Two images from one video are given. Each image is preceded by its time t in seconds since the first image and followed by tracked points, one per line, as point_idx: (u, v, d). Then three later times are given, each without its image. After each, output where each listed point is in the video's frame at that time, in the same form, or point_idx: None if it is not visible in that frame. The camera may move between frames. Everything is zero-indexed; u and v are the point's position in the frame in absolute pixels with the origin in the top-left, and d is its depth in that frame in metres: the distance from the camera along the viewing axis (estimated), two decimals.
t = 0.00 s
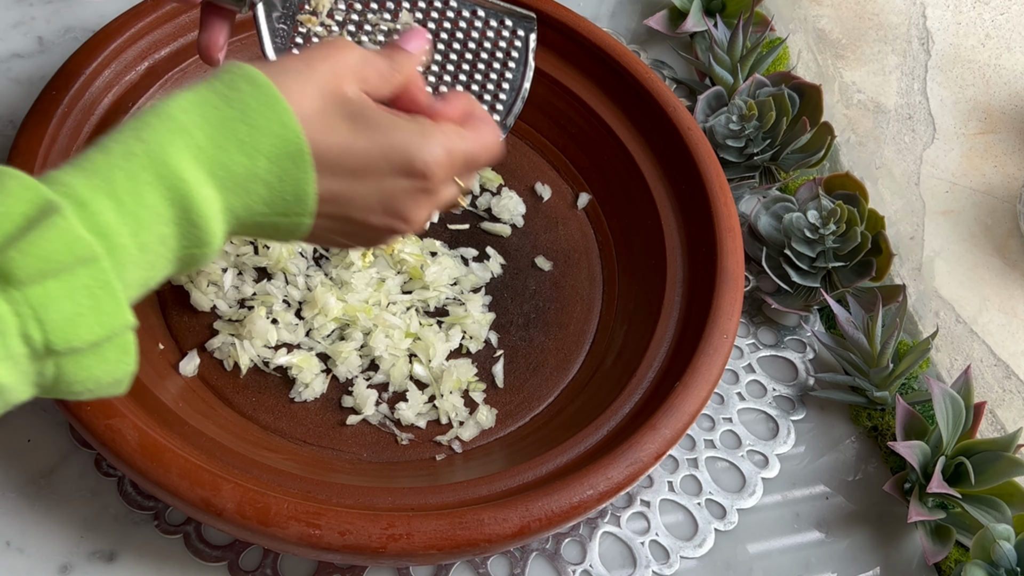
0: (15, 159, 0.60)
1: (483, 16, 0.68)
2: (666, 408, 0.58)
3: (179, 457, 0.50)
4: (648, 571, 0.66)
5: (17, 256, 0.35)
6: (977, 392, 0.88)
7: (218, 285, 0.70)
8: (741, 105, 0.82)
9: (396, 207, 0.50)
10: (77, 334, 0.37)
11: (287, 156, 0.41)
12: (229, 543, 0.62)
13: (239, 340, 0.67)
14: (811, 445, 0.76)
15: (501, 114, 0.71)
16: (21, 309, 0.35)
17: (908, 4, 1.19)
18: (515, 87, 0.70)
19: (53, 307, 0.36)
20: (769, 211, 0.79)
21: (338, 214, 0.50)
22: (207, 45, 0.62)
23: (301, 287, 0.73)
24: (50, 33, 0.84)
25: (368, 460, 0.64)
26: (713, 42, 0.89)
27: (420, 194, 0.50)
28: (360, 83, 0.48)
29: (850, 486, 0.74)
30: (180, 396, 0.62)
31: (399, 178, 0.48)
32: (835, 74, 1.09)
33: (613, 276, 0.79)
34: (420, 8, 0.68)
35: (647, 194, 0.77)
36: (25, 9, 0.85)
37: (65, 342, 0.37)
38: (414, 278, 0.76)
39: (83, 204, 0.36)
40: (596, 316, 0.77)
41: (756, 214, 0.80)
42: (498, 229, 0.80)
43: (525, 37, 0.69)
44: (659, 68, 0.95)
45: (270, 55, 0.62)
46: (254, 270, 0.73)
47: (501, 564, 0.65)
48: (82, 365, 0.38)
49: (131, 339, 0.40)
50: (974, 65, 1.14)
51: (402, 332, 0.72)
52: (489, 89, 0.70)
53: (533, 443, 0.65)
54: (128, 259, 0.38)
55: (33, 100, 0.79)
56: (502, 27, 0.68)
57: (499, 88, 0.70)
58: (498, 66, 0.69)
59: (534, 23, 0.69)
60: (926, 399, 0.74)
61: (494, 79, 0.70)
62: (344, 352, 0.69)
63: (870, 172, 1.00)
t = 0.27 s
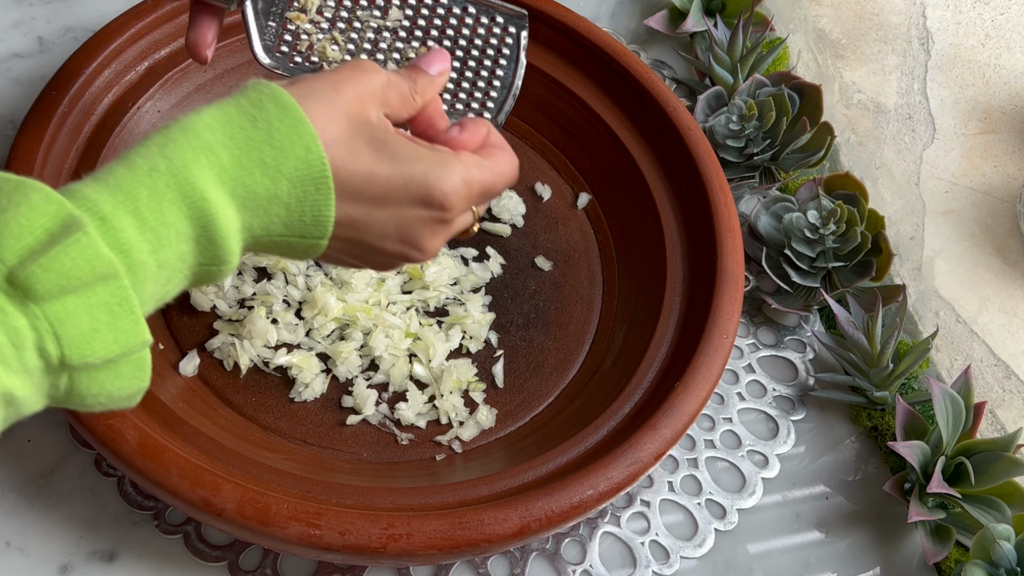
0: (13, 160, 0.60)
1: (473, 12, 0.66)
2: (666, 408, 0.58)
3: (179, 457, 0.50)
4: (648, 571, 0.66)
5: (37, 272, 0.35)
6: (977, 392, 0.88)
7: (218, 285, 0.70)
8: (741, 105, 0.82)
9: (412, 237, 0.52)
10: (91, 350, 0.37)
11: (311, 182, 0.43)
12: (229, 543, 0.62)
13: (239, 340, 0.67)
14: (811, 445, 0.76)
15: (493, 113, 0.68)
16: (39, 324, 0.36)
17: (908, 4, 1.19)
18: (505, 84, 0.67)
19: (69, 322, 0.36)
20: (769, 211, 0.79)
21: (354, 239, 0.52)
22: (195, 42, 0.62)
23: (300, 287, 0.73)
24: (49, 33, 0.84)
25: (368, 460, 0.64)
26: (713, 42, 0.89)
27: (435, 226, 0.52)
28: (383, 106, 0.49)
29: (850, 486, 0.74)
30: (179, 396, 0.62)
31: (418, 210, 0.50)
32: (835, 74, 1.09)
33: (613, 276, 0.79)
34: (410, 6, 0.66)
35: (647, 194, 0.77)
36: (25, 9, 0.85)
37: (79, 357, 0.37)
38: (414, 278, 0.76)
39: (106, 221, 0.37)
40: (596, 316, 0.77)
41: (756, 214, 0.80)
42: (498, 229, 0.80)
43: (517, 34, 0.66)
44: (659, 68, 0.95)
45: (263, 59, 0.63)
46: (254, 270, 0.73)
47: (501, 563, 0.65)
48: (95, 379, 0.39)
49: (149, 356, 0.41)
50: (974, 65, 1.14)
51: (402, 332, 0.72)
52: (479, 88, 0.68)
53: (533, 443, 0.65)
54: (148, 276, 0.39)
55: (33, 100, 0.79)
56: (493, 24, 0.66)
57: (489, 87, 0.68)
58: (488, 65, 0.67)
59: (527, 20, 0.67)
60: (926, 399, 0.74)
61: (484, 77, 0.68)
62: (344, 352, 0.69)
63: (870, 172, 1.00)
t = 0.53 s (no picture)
0: (13, 160, 0.60)
1: (445, 18, 0.66)
2: (666, 408, 0.58)
3: (179, 457, 0.50)
4: (648, 571, 0.66)
5: (21, 306, 0.36)
6: (977, 392, 0.88)
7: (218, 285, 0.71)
8: (741, 105, 0.82)
9: (425, 259, 0.49)
10: (80, 389, 0.38)
11: (310, 209, 0.42)
12: (229, 543, 0.62)
13: (240, 340, 0.67)
14: (811, 445, 0.76)
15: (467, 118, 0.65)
16: (26, 362, 0.37)
17: (908, 4, 1.19)
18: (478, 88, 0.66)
19: (57, 358, 0.37)
20: (769, 211, 0.79)
21: (367, 268, 0.49)
22: (164, 43, 0.65)
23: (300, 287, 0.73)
24: (50, 33, 0.84)
25: (368, 460, 0.64)
26: (713, 42, 0.89)
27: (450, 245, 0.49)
28: (397, 140, 0.48)
29: (850, 486, 0.74)
30: (180, 396, 0.62)
31: (428, 227, 0.47)
32: (835, 74, 1.09)
33: (613, 276, 0.79)
34: (381, 10, 0.66)
35: (647, 194, 0.77)
36: (25, 9, 0.85)
37: (69, 395, 0.38)
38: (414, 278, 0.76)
39: (94, 254, 0.38)
40: (596, 316, 0.77)
41: (756, 214, 0.80)
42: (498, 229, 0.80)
43: (489, 39, 0.66)
44: (659, 68, 0.95)
45: (236, 63, 0.64)
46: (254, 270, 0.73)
47: (501, 564, 0.65)
48: (91, 423, 0.39)
49: (144, 399, 0.41)
50: (974, 65, 1.14)
51: (402, 332, 0.72)
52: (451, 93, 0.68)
53: (533, 443, 0.65)
54: (140, 313, 0.40)
55: (33, 100, 0.79)
56: (465, 29, 0.66)
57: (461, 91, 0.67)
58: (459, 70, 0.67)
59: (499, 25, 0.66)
60: (926, 399, 0.74)
61: (456, 82, 0.68)
62: (344, 352, 0.69)
63: (870, 172, 1.00)
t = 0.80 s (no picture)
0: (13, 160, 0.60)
1: (370, 77, 0.71)
2: (666, 409, 0.58)
3: (179, 457, 0.50)
4: (648, 571, 0.66)
5: None
6: (978, 392, 0.88)
7: (218, 285, 0.70)
8: (741, 105, 0.82)
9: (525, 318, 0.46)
10: None
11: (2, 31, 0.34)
12: (229, 543, 0.62)
13: (239, 340, 0.67)
14: (811, 445, 0.76)
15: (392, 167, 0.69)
16: None
17: (908, 4, 1.19)
18: (403, 141, 0.71)
19: None
20: (770, 211, 0.79)
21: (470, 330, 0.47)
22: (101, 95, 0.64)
23: (300, 287, 0.73)
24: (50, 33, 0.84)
25: (368, 461, 0.64)
26: (713, 41, 0.89)
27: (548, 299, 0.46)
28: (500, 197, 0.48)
29: (850, 486, 0.74)
30: (180, 396, 0.62)
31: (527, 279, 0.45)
32: (835, 74, 1.09)
33: (613, 276, 0.79)
34: (312, 70, 0.69)
35: (647, 194, 0.77)
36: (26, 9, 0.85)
37: None
38: (414, 278, 0.75)
39: None
40: (596, 316, 0.77)
41: (756, 214, 0.80)
42: (499, 228, 0.80)
43: (411, 96, 0.72)
44: (659, 68, 0.95)
45: (176, 119, 0.60)
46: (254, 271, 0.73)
47: (501, 564, 0.65)
48: None
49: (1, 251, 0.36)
50: (974, 65, 1.14)
51: (402, 332, 0.71)
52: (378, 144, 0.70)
53: (532, 443, 0.65)
54: None
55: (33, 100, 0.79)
56: (389, 88, 0.72)
57: (386, 143, 0.70)
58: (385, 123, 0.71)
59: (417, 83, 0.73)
60: (926, 399, 0.74)
61: (382, 134, 0.71)
62: (344, 352, 0.68)
63: (870, 172, 1.00)
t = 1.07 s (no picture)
0: (12, 160, 0.60)
1: (334, 100, 0.73)
2: (666, 409, 0.58)
3: (179, 456, 0.50)
4: (648, 571, 0.66)
5: None
6: (978, 392, 0.88)
7: (218, 285, 0.70)
8: (741, 105, 0.82)
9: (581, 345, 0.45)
10: None
11: None
12: (229, 543, 0.62)
13: (239, 340, 0.67)
14: (811, 445, 0.76)
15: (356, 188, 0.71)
16: None
17: (908, 4, 1.19)
18: (366, 162, 0.72)
19: None
20: (770, 211, 0.79)
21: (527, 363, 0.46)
22: (70, 133, 0.63)
23: (301, 287, 0.73)
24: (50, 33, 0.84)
25: (368, 461, 0.64)
26: (713, 41, 0.89)
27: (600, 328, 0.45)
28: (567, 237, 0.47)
29: (850, 486, 0.74)
30: (180, 396, 0.62)
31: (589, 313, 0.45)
32: (835, 73, 1.09)
33: (613, 276, 0.79)
34: (274, 95, 0.71)
35: (647, 194, 0.77)
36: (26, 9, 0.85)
37: None
38: (414, 278, 0.75)
39: None
40: (596, 315, 0.77)
41: (756, 214, 0.80)
42: (498, 228, 0.80)
43: (374, 117, 0.74)
44: (659, 68, 0.95)
45: (139, 150, 0.65)
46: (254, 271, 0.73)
47: (501, 564, 0.65)
48: None
49: None
50: (974, 65, 1.14)
51: (402, 332, 0.71)
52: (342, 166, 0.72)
53: (532, 443, 0.65)
54: None
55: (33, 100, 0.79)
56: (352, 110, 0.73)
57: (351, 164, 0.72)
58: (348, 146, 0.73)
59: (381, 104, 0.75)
60: (926, 399, 0.74)
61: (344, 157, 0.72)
62: (344, 352, 0.69)
63: (870, 172, 1.00)
